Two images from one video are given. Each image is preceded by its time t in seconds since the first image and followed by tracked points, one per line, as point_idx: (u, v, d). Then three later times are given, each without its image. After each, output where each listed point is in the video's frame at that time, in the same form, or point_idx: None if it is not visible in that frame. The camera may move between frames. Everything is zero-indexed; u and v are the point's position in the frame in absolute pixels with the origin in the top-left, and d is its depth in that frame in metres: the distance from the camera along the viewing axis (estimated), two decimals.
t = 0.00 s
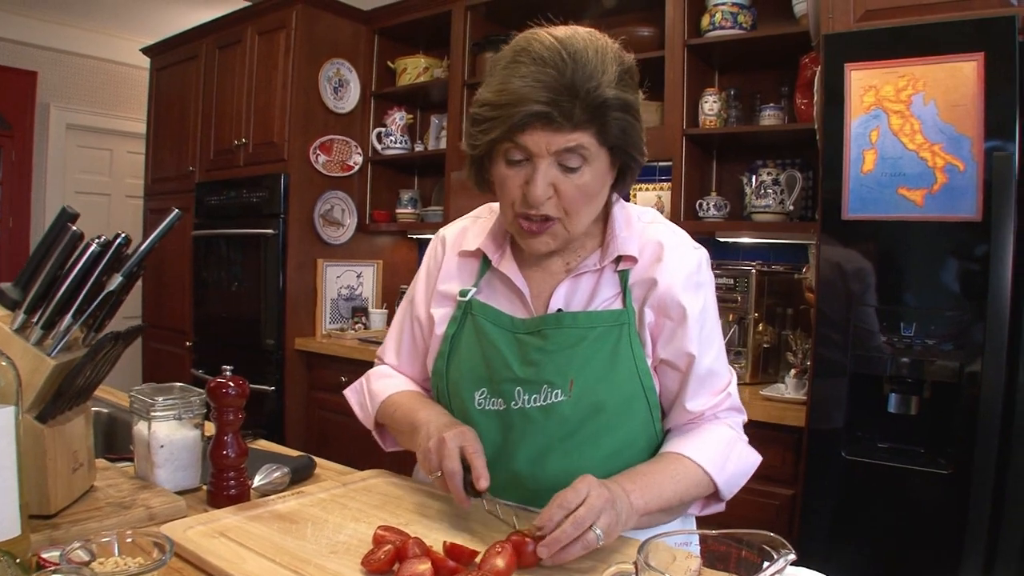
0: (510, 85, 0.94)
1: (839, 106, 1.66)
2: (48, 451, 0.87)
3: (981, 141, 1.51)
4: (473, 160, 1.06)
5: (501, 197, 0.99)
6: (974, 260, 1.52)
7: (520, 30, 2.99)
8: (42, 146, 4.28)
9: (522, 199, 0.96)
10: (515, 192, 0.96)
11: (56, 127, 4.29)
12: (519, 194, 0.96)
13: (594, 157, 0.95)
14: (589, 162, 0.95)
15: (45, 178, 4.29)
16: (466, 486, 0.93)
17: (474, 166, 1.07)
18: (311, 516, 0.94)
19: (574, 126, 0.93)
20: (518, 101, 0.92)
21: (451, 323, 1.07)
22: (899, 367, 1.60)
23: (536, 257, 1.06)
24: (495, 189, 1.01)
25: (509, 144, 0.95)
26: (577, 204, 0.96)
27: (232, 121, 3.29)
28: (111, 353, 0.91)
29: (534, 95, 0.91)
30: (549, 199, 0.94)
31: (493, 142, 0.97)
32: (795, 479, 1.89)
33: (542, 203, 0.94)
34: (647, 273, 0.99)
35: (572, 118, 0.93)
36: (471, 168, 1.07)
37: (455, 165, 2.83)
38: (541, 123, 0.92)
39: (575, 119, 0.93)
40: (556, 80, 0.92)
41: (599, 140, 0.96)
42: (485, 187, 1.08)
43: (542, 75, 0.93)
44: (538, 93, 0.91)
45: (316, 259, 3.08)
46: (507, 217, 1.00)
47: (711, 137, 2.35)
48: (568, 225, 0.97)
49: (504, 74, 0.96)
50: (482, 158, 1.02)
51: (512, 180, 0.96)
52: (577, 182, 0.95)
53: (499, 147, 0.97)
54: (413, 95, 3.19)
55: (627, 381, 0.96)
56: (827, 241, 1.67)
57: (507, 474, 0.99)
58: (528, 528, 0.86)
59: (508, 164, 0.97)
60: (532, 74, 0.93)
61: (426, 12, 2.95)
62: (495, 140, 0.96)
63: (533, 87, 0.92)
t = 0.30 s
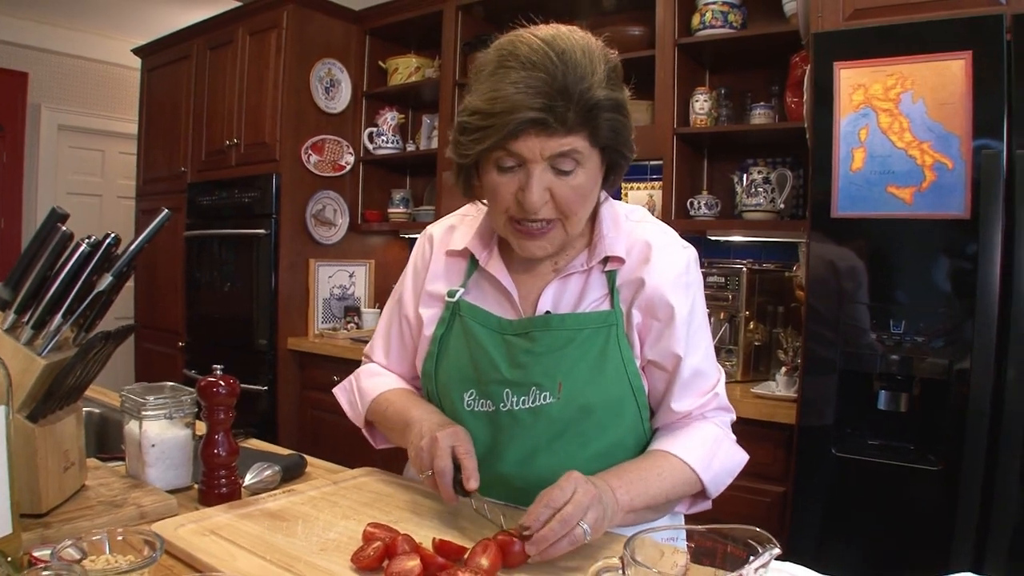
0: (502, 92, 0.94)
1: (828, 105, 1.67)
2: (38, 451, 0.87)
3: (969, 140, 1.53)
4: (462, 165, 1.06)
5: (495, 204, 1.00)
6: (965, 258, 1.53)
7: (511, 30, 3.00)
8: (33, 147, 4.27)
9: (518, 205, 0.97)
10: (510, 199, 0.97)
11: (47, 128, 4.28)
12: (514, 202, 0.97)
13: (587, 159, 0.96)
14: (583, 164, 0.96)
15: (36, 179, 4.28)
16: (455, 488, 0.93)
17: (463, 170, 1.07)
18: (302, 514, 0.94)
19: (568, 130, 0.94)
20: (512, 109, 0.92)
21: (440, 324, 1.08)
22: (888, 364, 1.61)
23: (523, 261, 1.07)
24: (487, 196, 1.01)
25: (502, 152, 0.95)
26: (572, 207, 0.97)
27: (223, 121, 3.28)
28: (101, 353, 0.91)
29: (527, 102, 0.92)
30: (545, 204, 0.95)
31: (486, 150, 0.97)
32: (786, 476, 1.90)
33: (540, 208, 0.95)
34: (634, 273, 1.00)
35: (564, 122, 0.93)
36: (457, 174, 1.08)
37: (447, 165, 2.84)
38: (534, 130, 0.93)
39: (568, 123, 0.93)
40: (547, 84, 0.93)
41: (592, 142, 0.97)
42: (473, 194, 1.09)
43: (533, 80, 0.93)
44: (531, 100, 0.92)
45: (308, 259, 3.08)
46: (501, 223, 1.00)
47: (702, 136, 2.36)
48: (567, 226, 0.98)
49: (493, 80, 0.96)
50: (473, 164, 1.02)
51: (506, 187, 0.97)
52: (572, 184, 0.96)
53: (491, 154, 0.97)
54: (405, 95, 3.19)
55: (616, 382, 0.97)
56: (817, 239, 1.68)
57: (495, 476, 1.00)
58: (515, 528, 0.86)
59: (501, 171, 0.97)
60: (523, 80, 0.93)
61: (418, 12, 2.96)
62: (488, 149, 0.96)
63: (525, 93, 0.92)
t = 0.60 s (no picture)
0: (491, 84, 0.95)
1: (825, 103, 1.68)
2: (39, 441, 0.88)
3: (965, 139, 1.54)
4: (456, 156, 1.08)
5: (485, 194, 1.01)
6: (962, 257, 1.54)
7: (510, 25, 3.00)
8: (31, 141, 4.27)
9: (505, 196, 0.98)
10: (498, 190, 0.98)
11: (46, 121, 4.28)
12: (501, 191, 0.98)
13: (575, 155, 0.97)
14: (570, 160, 0.97)
15: (35, 172, 4.28)
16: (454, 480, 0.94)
17: (458, 162, 1.08)
18: (299, 505, 0.95)
19: (554, 125, 0.94)
20: (499, 101, 0.93)
21: (437, 316, 1.08)
22: (883, 361, 1.62)
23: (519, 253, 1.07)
24: (479, 186, 1.03)
25: (491, 144, 0.97)
26: (560, 201, 0.98)
27: (222, 116, 3.29)
28: (101, 345, 0.92)
29: (514, 95, 0.93)
30: (532, 197, 0.96)
31: (475, 142, 0.98)
32: (781, 472, 1.92)
33: (526, 200, 0.96)
34: (631, 266, 1.01)
35: (552, 117, 0.94)
36: (454, 164, 1.09)
37: (444, 161, 2.84)
38: (521, 123, 0.94)
39: (554, 119, 0.94)
40: (536, 79, 0.93)
41: (580, 139, 0.97)
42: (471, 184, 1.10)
43: (522, 74, 0.94)
44: (518, 94, 0.93)
45: (306, 254, 3.08)
46: (491, 213, 1.02)
47: (700, 133, 2.37)
48: (556, 221, 0.99)
49: (485, 73, 0.97)
50: (465, 155, 1.04)
51: (493, 177, 0.98)
52: (560, 179, 0.96)
53: (481, 145, 0.98)
54: (403, 90, 3.20)
55: (611, 375, 0.98)
56: (813, 236, 1.70)
57: (492, 468, 1.01)
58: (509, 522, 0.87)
59: (490, 163, 0.98)
60: (513, 73, 0.94)
61: (417, 8, 2.96)
62: (478, 140, 0.98)
63: (513, 86, 0.93)
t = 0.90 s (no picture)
0: (499, 87, 0.95)
1: (820, 102, 1.69)
2: (40, 437, 0.89)
3: (958, 138, 1.55)
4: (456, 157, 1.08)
5: (490, 195, 1.01)
6: (956, 255, 1.55)
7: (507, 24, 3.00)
8: (29, 139, 4.27)
9: (512, 196, 0.99)
10: (504, 190, 0.99)
11: (44, 120, 4.28)
12: (509, 193, 0.99)
13: (579, 153, 0.98)
14: (575, 158, 0.98)
15: (33, 171, 4.28)
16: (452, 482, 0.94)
17: (458, 163, 1.09)
18: (297, 500, 0.96)
19: (560, 125, 0.96)
20: (508, 103, 0.94)
21: (433, 312, 1.09)
22: (876, 358, 1.64)
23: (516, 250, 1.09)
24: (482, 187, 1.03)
25: (498, 145, 0.97)
26: (564, 199, 0.99)
27: (220, 114, 3.29)
28: (101, 343, 0.93)
29: (523, 97, 0.93)
30: (540, 196, 0.97)
31: (482, 144, 0.99)
32: (775, 469, 1.93)
33: (534, 199, 0.97)
34: (624, 262, 1.03)
35: (558, 117, 0.95)
36: (454, 166, 1.09)
37: (441, 159, 2.86)
38: (529, 124, 0.95)
39: (561, 119, 0.95)
40: (543, 80, 0.94)
41: (582, 137, 0.99)
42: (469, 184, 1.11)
43: (528, 75, 0.95)
44: (526, 95, 0.93)
45: (304, 252, 3.09)
46: (497, 214, 1.02)
47: (696, 132, 2.38)
48: (558, 218, 1.00)
49: (490, 75, 0.98)
50: (468, 157, 1.04)
51: (500, 179, 0.99)
52: (565, 177, 0.98)
53: (486, 147, 0.99)
54: (401, 89, 3.21)
55: (607, 369, 1.00)
56: (808, 235, 1.71)
57: (490, 461, 1.02)
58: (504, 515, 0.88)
59: (496, 164, 0.99)
60: (519, 75, 0.95)
61: (414, 7, 2.97)
62: (484, 143, 0.98)
63: (521, 87, 0.94)
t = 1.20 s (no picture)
0: (478, 81, 0.97)
1: (808, 101, 1.71)
2: (32, 434, 0.90)
3: (944, 137, 1.57)
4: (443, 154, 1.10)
5: (471, 188, 1.03)
6: (944, 254, 1.57)
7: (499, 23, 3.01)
8: (20, 137, 4.25)
9: (490, 190, 1.00)
10: (483, 184, 1.00)
11: (35, 118, 4.26)
12: (488, 186, 1.00)
13: (557, 151, 0.99)
14: (553, 157, 0.99)
15: (24, 169, 4.26)
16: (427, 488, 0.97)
17: (445, 160, 1.11)
18: (288, 496, 0.97)
19: (538, 121, 0.97)
20: (486, 96, 0.96)
21: (422, 309, 1.10)
22: (863, 356, 1.66)
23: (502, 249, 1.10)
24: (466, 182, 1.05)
25: (476, 139, 0.99)
26: (542, 195, 1.00)
27: (212, 113, 3.29)
28: (93, 340, 0.94)
29: (501, 91, 0.95)
30: (516, 190, 0.98)
31: (462, 138, 1.01)
32: (764, 466, 1.95)
33: (509, 193, 0.98)
34: (612, 260, 1.04)
35: (537, 114, 0.97)
36: (442, 162, 1.11)
37: (433, 158, 2.87)
38: (507, 119, 0.96)
39: (539, 115, 0.96)
40: (522, 76, 0.96)
41: (561, 136, 1.00)
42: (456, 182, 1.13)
43: (509, 71, 0.96)
44: (504, 90, 0.95)
45: (296, 251, 3.09)
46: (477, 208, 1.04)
47: (686, 131, 2.40)
48: (534, 216, 1.01)
49: (472, 70, 1.00)
50: (452, 152, 1.06)
51: (480, 172, 1.00)
52: (542, 174, 0.99)
53: (467, 142, 1.01)
54: (392, 88, 3.21)
55: (594, 364, 1.01)
56: (795, 233, 1.72)
57: (481, 458, 1.03)
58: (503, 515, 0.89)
59: (476, 158, 1.01)
60: (499, 71, 0.97)
61: (406, 6, 2.97)
62: (464, 135, 1.00)
63: (500, 82, 0.96)
